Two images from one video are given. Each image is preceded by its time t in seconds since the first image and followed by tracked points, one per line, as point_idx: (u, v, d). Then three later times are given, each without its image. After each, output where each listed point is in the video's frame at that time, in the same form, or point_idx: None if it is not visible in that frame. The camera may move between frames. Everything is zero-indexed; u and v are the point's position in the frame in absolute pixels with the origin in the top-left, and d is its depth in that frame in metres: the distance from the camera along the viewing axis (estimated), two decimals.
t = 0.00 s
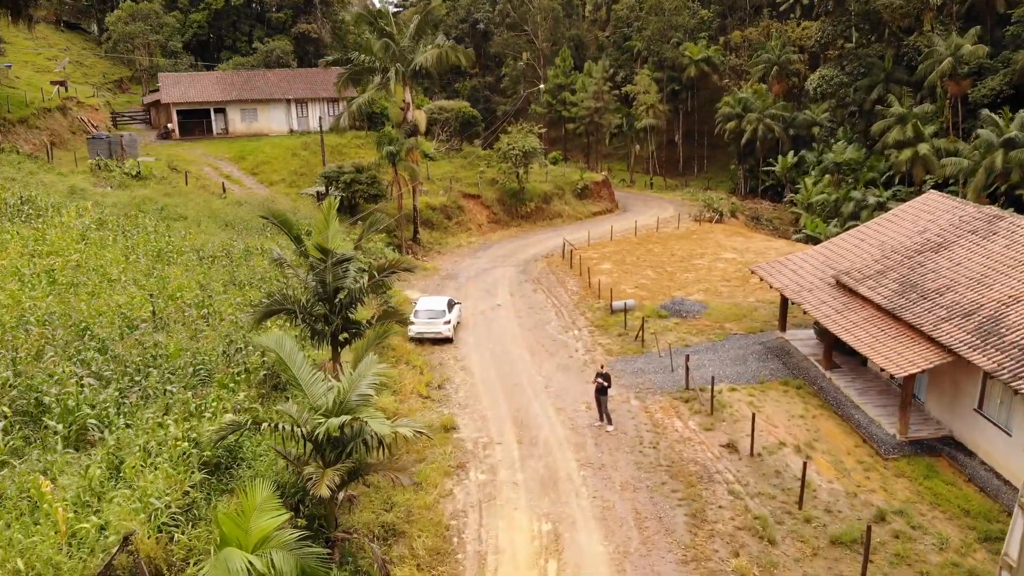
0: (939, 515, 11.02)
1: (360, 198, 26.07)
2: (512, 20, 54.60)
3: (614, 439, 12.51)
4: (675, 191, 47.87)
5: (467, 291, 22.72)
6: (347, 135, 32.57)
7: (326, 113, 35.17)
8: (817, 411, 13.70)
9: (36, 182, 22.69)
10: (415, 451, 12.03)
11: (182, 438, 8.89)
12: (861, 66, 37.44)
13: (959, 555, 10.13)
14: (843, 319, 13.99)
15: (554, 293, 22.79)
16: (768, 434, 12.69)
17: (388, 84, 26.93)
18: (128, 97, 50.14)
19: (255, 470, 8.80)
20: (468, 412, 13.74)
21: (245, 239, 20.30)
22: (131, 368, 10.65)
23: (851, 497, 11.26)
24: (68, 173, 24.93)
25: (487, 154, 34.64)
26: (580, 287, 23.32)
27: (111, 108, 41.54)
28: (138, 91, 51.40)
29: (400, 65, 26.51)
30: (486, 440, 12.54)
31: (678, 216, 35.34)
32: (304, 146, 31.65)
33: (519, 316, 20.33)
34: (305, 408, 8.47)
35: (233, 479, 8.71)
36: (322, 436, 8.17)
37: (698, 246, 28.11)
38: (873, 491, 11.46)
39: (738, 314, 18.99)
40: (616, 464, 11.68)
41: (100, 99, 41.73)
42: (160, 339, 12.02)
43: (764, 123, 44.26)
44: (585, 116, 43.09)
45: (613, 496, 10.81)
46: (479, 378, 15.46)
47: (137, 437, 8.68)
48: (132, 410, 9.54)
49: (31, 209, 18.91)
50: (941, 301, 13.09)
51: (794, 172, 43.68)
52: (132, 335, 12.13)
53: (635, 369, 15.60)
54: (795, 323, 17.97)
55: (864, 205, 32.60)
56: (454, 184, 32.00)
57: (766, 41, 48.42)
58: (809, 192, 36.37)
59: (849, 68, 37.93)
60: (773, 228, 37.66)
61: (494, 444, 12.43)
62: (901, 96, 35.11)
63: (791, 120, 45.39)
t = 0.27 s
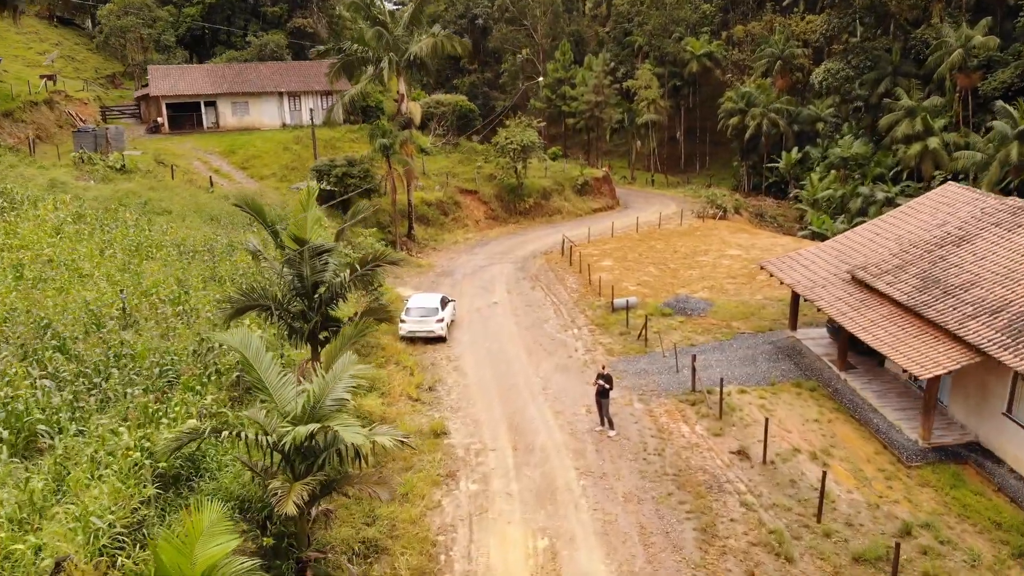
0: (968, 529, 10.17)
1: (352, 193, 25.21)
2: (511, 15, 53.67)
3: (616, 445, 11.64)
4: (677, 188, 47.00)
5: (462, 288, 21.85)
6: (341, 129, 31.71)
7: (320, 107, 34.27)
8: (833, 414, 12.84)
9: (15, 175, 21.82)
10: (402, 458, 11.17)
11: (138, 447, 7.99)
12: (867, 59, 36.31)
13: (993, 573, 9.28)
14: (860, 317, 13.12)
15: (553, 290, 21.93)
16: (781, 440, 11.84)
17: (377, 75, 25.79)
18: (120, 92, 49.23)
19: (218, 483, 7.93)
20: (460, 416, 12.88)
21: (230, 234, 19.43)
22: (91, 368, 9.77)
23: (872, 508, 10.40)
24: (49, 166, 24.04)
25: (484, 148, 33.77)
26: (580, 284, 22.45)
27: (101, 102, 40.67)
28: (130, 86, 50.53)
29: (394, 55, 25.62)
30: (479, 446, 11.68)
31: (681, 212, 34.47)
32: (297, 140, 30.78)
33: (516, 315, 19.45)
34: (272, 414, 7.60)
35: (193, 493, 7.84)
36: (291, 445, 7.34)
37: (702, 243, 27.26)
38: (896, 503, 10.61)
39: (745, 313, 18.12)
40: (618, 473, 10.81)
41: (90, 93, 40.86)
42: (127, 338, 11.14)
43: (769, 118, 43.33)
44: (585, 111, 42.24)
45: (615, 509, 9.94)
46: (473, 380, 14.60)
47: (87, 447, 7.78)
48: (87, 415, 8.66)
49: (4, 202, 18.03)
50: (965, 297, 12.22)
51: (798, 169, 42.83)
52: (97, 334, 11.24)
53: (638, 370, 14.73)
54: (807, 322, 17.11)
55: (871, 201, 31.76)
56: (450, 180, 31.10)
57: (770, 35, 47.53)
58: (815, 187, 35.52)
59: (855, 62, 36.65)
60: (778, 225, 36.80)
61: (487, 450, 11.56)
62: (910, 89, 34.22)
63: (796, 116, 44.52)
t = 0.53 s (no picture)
0: (1004, 540, 9.31)
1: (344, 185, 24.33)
2: (511, 8, 52.76)
3: (618, 448, 10.77)
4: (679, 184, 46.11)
5: (457, 283, 20.99)
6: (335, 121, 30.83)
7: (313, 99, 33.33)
8: (851, 415, 11.98)
9: None
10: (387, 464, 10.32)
11: (84, 449, 7.13)
12: (873, 51, 35.53)
13: None
14: (879, 310, 12.24)
15: (552, 285, 21.05)
16: (796, 442, 10.98)
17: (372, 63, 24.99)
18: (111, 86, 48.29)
19: (171, 492, 7.10)
20: (451, 417, 12.02)
21: (214, 225, 18.54)
22: (43, 361, 8.89)
23: (898, 517, 9.54)
24: (29, 157, 23.14)
25: (482, 141, 32.88)
26: (580, 279, 21.57)
27: (91, 95, 39.74)
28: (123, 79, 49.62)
29: (387, 42, 24.78)
30: (471, 449, 10.81)
31: (683, 207, 33.59)
32: (288, 132, 29.90)
33: (513, 310, 18.57)
34: (231, 414, 6.73)
35: (144, 503, 6.99)
36: (250, 450, 6.47)
37: (706, 237, 26.40)
38: (924, 511, 9.74)
39: (754, 308, 17.25)
40: (621, 478, 9.94)
41: (79, 86, 39.92)
42: (88, 332, 10.25)
43: (774, 110, 42.34)
44: (586, 105, 41.36)
45: (617, 519, 9.07)
46: (466, 379, 13.73)
47: (25, 449, 6.89)
48: (32, 413, 7.79)
49: None
50: (993, 288, 11.34)
51: (803, 164, 41.95)
52: (57, 326, 10.35)
53: (641, 368, 13.87)
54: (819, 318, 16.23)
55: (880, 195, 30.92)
56: (447, 173, 30.21)
57: (773, 27, 46.63)
58: (821, 181, 34.68)
59: (861, 54, 35.92)
60: (783, 221, 35.93)
61: (479, 454, 10.69)
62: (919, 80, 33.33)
63: (800, 111, 43.65)
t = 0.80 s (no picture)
0: None
1: (336, 175, 23.49)
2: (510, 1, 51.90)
3: (621, 450, 9.93)
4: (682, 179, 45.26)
5: (452, 277, 20.16)
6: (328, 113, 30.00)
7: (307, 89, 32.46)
8: (871, 414, 11.14)
9: None
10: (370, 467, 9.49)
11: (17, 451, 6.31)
12: (880, 42, 34.44)
13: None
14: (901, 302, 11.40)
15: (551, 279, 20.23)
16: (814, 444, 10.14)
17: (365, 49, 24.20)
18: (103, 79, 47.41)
19: (115, 503, 6.33)
20: (441, 416, 11.18)
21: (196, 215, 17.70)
22: None
23: (929, 525, 8.71)
24: (9, 146, 22.29)
25: (480, 133, 32.03)
26: (580, 272, 20.73)
27: (81, 87, 38.89)
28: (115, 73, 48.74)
29: (379, 27, 23.99)
30: (461, 451, 9.97)
31: (686, 201, 32.76)
32: (280, 123, 29.07)
33: (510, 304, 17.74)
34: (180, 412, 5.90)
35: (84, 514, 6.20)
36: (198, 453, 5.66)
37: (710, 230, 25.56)
38: (956, 518, 8.91)
39: (763, 302, 16.41)
40: (625, 483, 9.11)
41: (69, 78, 39.07)
42: (45, 322, 9.42)
43: (778, 103, 41.48)
44: (586, 98, 40.53)
45: (621, 528, 8.23)
46: (458, 375, 12.89)
47: None
48: None
49: None
50: None
51: (808, 159, 41.09)
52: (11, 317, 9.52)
53: (644, 364, 13.03)
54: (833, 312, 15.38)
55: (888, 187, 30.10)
56: (443, 165, 29.38)
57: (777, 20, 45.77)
58: (827, 175, 33.86)
59: (866, 45, 34.76)
60: (788, 216, 35.09)
61: (470, 456, 9.85)
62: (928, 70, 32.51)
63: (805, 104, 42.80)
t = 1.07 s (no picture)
0: None
1: (328, 166, 22.66)
2: None
3: (626, 452, 9.12)
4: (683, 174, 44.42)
5: (447, 271, 19.33)
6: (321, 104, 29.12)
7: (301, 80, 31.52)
8: (894, 414, 10.33)
9: None
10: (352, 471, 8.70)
11: None
12: (888, 33, 33.62)
13: None
14: (926, 293, 10.59)
15: (550, 273, 19.40)
16: (836, 446, 9.33)
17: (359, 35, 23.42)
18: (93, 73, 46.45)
19: (49, 518, 5.53)
20: (431, 415, 10.35)
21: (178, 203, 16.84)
22: None
23: (966, 535, 7.89)
24: None
25: (477, 126, 31.21)
26: (580, 266, 19.93)
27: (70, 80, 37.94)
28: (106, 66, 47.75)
29: (373, 12, 23.23)
30: (452, 453, 9.15)
31: (690, 195, 31.95)
32: (272, 114, 28.24)
33: (507, 298, 16.92)
34: (117, 412, 5.13)
35: (11, 528, 5.42)
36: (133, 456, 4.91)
37: (715, 224, 24.76)
38: (995, 527, 8.10)
39: (774, 296, 15.59)
40: (631, 489, 8.30)
41: (57, 71, 38.14)
42: None
43: (783, 95, 40.62)
44: (587, 91, 39.70)
45: (628, 539, 7.42)
46: (450, 372, 12.06)
47: None
48: None
49: None
50: None
51: (812, 153, 40.28)
52: None
53: (649, 360, 12.21)
54: (847, 306, 14.56)
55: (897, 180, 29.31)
56: (440, 158, 28.56)
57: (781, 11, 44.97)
58: (835, 168, 33.03)
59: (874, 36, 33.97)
60: (793, 211, 34.28)
61: (461, 459, 9.03)
62: (937, 60, 31.72)
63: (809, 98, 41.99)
